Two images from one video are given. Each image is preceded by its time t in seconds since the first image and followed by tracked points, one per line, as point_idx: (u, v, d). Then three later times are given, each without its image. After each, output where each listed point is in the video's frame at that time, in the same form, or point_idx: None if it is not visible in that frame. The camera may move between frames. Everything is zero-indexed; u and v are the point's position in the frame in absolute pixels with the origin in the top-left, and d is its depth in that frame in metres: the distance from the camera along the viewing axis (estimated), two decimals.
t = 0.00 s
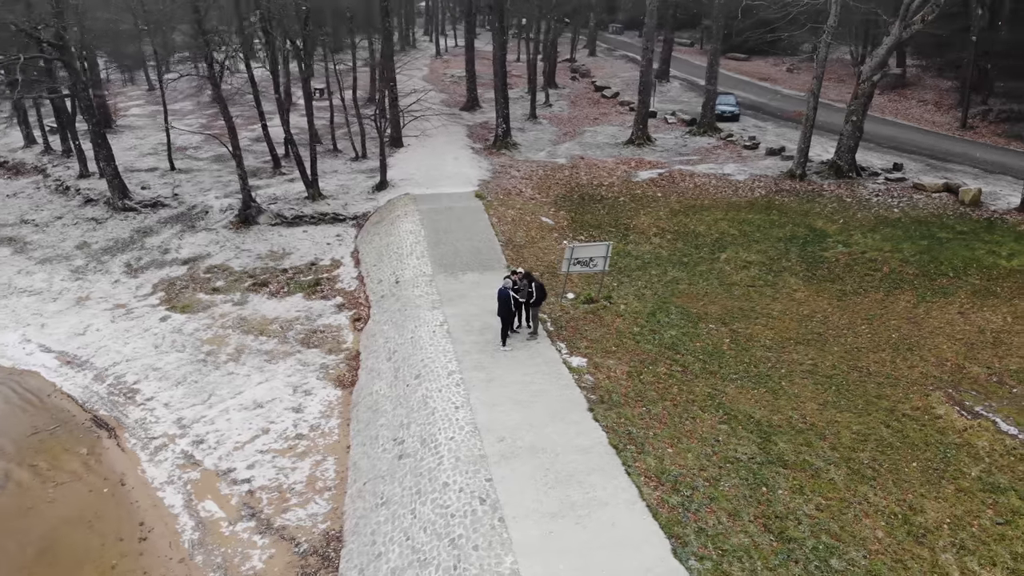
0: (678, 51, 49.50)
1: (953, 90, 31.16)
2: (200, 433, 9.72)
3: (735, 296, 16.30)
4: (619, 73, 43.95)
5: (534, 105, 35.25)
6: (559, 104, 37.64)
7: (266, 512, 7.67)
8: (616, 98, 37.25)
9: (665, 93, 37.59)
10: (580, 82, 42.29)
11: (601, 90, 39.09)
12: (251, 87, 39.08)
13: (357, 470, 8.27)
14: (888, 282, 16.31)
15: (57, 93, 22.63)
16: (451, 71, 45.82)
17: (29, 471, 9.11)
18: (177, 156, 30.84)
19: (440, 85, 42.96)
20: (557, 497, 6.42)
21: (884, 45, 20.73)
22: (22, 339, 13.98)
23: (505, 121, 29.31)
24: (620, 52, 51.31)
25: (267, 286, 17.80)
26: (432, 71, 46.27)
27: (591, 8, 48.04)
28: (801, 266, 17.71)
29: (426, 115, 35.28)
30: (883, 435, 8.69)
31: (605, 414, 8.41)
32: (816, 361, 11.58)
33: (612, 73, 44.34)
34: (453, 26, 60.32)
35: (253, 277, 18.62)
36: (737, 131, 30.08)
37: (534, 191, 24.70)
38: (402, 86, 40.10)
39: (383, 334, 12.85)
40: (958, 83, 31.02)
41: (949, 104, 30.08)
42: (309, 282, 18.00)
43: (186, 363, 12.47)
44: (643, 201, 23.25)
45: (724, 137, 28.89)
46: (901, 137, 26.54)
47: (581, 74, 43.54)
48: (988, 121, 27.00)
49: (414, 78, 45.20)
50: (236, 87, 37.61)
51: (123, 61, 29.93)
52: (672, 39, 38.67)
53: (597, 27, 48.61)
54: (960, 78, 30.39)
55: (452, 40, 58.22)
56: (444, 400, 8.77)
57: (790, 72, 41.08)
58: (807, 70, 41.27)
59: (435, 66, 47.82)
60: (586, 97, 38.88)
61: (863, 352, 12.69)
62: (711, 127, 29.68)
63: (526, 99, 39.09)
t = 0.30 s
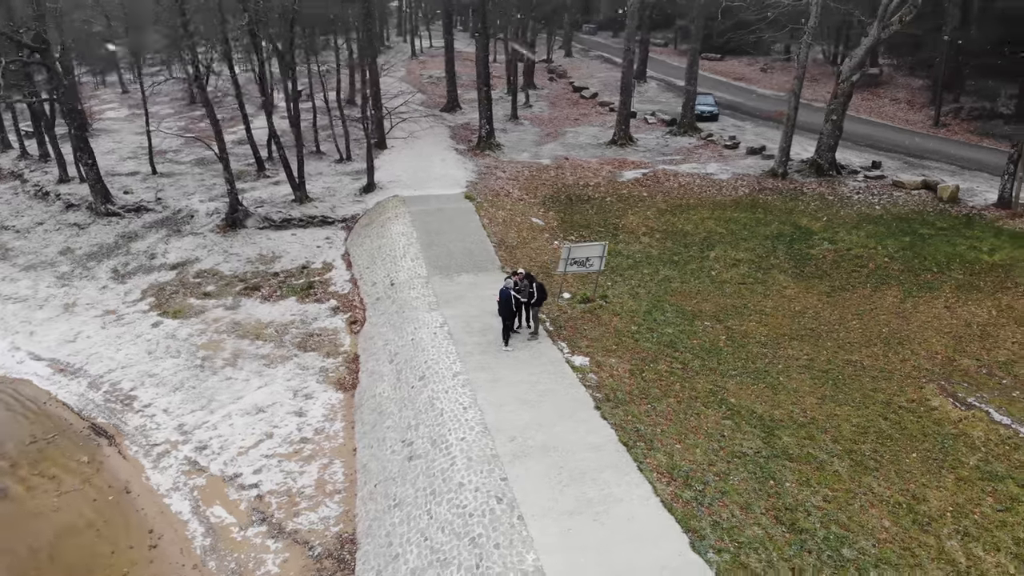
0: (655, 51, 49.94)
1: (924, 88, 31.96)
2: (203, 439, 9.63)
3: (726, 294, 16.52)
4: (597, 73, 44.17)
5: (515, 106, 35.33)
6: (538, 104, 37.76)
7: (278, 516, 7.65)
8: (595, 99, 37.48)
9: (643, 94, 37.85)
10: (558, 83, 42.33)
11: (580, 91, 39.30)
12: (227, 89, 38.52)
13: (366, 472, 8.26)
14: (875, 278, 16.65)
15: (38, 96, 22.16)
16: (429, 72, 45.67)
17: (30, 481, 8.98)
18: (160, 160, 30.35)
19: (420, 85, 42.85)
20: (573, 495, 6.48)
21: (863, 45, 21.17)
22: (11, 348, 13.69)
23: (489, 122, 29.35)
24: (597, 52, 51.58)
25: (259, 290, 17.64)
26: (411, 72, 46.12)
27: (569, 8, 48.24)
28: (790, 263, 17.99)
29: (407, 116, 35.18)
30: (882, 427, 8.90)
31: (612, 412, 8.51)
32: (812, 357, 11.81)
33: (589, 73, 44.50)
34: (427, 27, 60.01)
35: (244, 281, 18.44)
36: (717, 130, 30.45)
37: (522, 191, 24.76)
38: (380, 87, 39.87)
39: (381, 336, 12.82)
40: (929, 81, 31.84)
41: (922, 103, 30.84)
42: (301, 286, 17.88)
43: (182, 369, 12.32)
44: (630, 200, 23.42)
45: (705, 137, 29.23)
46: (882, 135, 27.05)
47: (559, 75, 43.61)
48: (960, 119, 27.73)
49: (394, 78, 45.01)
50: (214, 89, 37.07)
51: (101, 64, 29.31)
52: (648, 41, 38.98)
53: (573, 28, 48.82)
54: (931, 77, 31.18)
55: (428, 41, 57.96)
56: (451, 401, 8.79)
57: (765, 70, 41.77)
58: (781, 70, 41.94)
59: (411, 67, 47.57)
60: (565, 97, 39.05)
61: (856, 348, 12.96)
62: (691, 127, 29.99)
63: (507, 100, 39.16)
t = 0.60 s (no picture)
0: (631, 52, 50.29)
1: (896, 87, 32.71)
2: (205, 445, 9.56)
3: (718, 291, 16.75)
4: (574, 74, 44.31)
5: (496, 107, 35.39)
6: (518, 105, 37.88)
7: (288, 521, 7.64)
8: (574, 100, 37.69)
9: (622, 94, 38.16)
10: (535, 83, 42.33)
11: (558, 92, 39.49)
12: (204, 92, 37.96)
13: (375, 475, 8.26)
14: (861, 274, 17.00)
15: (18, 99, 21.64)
16: (406, 73, 45.48)
17: (30, 493, 8.85)
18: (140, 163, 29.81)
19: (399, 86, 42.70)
20: (588, 492, 6.55)
21: (841, 46, 21.60)
22: None
23: (472, 123, 29.38)
24: (573, 53, 51.77)
25: (251, 294, 17.46)
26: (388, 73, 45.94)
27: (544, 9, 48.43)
28: (777, 260, 18.30)
29: (387, 118, 35.02)
30: (879, 419, 9.13)
31: (618, 410, 8.61)
32: (807, 354, 12.05)
33: (565, 74, 44.59)
34: (400, 28, 59.60)
35: (235, 285, 18.24)
36: (696, 130, 30.81)
37: (509, 193, 24.81)
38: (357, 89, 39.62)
39: (379, 339, 12.80)
40: (900, 80, 32.60)
41: (894, 101, 31.55)
42: (294, 289, 17.75)
43: (179, 375, 12.16)
44: (616, 201, 23.59)
45: (685, 137, 29.56)
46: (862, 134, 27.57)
47: (537, 76, 43.80)
48: (931, 117, 28.45)
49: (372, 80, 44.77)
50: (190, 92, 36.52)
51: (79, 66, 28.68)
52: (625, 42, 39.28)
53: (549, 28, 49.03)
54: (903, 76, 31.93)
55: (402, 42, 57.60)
56: (459, 402, 8.81)
57: (739, 70, 42.41)
58: (755, 70, 42.56)
59: (389, 68, 47.34)
60: (543, 98, 39.21)
61: (848, 343, 13.25)
62: (672, 127, 30.28)
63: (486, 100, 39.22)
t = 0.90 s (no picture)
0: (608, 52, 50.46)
1: (867, 86, 33.28)
2: (209, 451, 9.50)
3: (709, 289, 16.96)
4: (551, 74, 44.48)
5: (476, 108, 35.34)
6: (498, 105, 37.89)
7: (300, 525, 7.64)
8: (553, 100, 37.81)
9: (600, 95, 38.41)
10: (513, 84, 42.24)
11: (537, 93, 39.57)
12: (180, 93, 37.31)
13: (385, 477, 8.27)
14: (848, 270, 17.34)
15: None
16: (383, 74, 45.25)
17: (31, 503, 8.73)
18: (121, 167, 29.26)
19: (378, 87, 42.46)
20: (603, 489, 6.63)
21: (820, 47, 22.02)
22: None
23: (456, 124, 29.34)
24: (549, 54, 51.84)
25: (243, 299, 17.28)
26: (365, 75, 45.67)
27: (520, 10, 48.50)
28: (766, 258, 18.58)
29: (371, 120, 34.64)
30: (877, 412, 9.35)
31: (624, 407, 8.72)
32: (803, 350, 12.29)
33: (541, 75, 44.58)
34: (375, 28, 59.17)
35: (225, 289, 18.04)
36: (675, 130, 31.12)
37: (497, 193, 24.84)
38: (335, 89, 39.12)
39: (377, 342, 12.74)
40: (871, 79, 33.21)
41: (866, 100, 32.12)
42: (286, 293, 17.61)
43: (176, 381, 12.02)
44: (603, 200, 23.73)
45: (666, 137, 29.85)
46: (843, 132, 28.05)
47: (514, 76, 43.84)
48: (903, 115, 28.94)
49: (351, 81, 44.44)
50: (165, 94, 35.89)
51: (55, 68, 27.92)
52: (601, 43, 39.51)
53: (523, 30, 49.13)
54: (874, 75, 32.48)
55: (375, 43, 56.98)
56: (466, 403, 8.84)
57: (713, 70, 42.88)
58: (728, 70, 42.92)
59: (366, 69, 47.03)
60: (521, 98, 39.24)
61: (841, 339, 13.54)
62: (652, 127, 30.53)
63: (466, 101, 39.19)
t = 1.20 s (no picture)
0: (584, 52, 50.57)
1: (839, 85, 33.80)
2: (214, 457, 9.44)
3: (701, 286, 17.18)
4: (527, 74, 44.67)
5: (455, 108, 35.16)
6: (476, 105, 37.79)
7: (312, 529, 7.65)
8: (531, 101, 37.85)
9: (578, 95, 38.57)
10: (490, 84, 42.16)
11: (514, 93, 39.48)
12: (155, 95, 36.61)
13: (396, 478, 8.30)
14: (834, 266, 17.67)
15: None
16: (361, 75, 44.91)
17: (34, 514, 8.62)
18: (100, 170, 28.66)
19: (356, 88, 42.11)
20: (619, 485, 6.73)
21: (799, 47, 22.40)
22: None
23: (439, 125, 29.22)
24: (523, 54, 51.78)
25: (235, 303, 17.10)
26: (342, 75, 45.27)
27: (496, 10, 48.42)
28: (753, 255, 18.88)
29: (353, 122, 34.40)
30: (874, 404, 9.58)
31: (629, 404, 8.83)
32: (797, 347, 12.52)
33: (518, 75, 44.54)
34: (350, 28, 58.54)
35: (216, 294, 17.82)
36: (655, 130, 31.37)
37: (484, 194, 24.84)
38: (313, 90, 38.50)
39: (375, 344, 12.67)
40: (843, 78, 33.76)
41: (839, 98, 32.63)
42: (279, 297, 17.47)
43: (173, 387, 11.87)
44: (589, 200, 23.85)
45: (646, 137, 30.08)
46: (824, 129, 28.56)
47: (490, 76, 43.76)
48: (876, 113, 29.67)
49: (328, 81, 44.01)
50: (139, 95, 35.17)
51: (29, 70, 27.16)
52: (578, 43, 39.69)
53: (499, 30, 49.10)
54: (845, 73, 32.98)
55: (348, 43, 56.23)
56: (474, 403, 8.87)
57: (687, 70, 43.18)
58: (701, 69, 43.27)
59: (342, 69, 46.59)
60: (499, 99, 39.15)
61: (832, 334, 13.83)
62: (631, 127, 30.69)
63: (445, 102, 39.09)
